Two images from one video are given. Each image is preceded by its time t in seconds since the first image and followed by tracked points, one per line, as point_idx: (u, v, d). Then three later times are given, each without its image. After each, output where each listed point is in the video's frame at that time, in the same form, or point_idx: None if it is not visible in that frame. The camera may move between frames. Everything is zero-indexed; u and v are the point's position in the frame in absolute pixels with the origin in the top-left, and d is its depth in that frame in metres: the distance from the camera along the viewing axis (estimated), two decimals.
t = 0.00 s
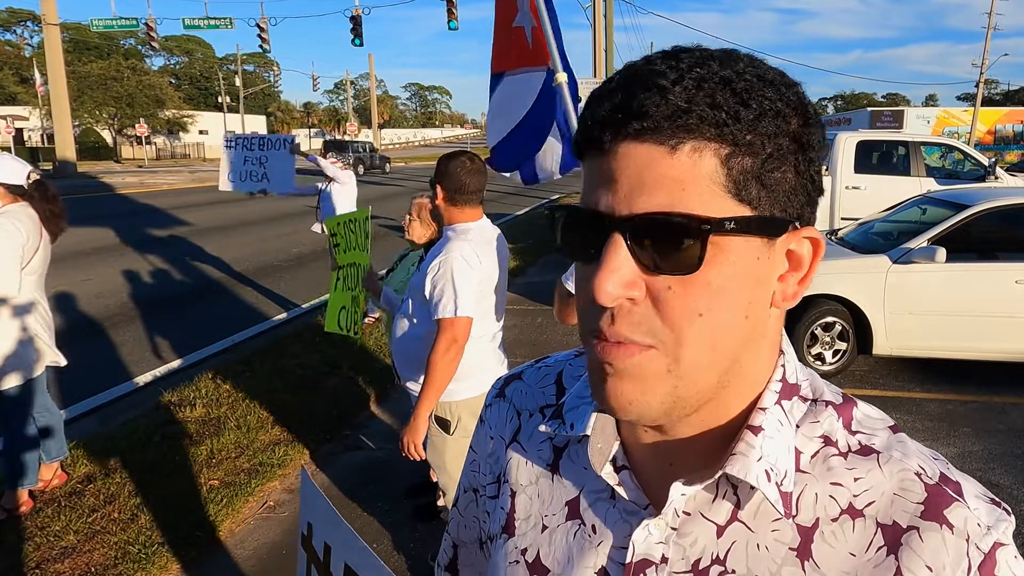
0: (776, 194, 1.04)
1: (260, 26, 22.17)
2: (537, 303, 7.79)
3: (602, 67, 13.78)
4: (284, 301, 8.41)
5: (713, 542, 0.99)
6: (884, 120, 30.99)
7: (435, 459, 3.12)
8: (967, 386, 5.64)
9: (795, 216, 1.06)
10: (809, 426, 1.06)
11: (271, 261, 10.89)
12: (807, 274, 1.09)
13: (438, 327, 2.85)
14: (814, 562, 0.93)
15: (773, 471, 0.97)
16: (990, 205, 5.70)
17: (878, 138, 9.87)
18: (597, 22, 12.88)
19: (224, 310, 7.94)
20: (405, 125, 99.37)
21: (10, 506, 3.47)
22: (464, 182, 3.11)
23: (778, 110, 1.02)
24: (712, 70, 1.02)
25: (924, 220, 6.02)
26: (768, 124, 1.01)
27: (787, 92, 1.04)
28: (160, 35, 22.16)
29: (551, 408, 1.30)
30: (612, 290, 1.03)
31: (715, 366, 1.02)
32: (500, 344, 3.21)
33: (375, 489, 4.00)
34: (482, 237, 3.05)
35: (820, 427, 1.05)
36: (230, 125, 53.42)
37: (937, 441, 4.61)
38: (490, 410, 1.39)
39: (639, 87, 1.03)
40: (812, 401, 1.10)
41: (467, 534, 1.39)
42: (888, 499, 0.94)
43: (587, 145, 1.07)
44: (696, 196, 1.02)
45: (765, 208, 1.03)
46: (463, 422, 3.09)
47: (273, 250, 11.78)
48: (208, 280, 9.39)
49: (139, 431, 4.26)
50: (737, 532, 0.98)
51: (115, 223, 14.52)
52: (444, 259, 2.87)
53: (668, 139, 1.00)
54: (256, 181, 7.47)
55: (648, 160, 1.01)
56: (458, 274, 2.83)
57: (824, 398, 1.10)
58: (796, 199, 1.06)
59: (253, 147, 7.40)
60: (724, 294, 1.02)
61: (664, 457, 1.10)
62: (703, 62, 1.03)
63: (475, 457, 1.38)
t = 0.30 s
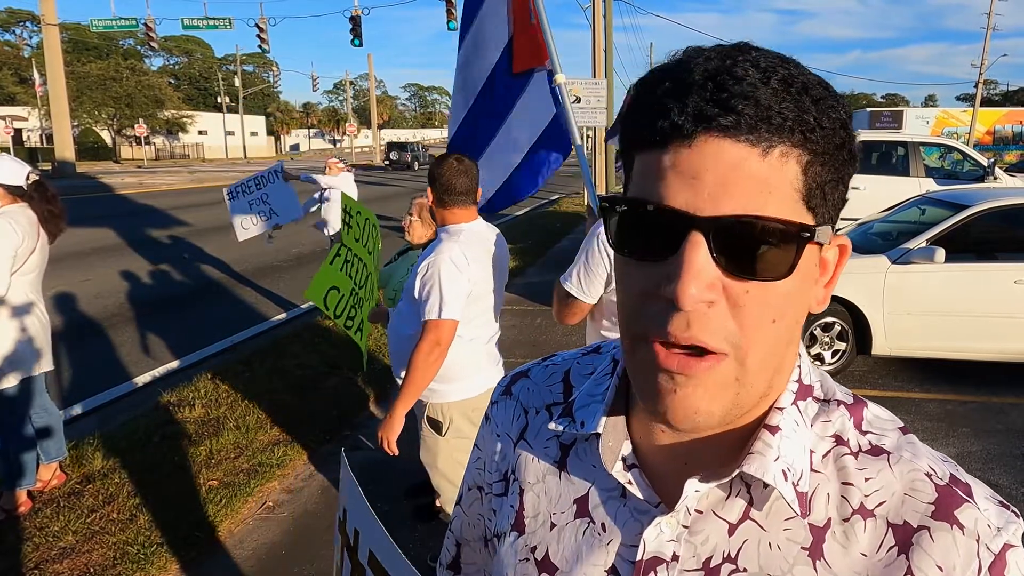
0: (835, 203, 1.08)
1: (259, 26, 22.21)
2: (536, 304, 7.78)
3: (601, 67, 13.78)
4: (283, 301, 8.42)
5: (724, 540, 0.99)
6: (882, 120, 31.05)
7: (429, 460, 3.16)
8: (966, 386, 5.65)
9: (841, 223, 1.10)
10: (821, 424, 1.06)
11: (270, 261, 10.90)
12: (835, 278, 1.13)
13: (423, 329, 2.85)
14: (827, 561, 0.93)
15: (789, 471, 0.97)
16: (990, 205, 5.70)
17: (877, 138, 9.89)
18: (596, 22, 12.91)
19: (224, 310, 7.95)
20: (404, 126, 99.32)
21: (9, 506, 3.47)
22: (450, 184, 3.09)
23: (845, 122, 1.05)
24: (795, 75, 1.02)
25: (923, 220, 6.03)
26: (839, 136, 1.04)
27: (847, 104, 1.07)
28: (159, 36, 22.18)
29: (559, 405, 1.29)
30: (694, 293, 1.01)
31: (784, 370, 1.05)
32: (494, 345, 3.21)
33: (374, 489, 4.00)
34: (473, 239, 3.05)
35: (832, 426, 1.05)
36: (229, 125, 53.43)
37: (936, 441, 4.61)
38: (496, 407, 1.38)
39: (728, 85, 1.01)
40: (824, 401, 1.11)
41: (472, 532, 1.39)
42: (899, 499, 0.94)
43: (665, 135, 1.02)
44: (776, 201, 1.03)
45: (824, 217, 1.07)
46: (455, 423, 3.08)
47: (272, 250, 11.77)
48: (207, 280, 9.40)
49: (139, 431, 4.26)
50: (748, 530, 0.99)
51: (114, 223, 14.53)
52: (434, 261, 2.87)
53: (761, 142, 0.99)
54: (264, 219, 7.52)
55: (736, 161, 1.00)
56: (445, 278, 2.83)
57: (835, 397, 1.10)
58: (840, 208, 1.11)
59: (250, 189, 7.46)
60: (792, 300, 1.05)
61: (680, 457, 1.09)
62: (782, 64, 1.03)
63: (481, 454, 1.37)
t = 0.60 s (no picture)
0: (822, 204, 1.07)
1: (259, 27, 22.23)
2: (535, 304, 7.78)
3: (601, 67, 13.79)
4: (283, 301, 8.42)
5: (728, 544, 1.00)
6: (882, 120, 31.04)
7: (426, 460, 3.15)
8: (965, 387, 5.65)
9: (830, 220, 1.09)
10: (823, 426, 1.06)
11: (270, 261, 10.91)
12: (832, 273, 1.13)
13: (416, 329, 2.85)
14: (831, 564, 0.94)
15: (794, 476, 0.97)
16: (990, 205, 5.70)
17: (876, 139, 9.89)
18: (596, 23, 12.92)
19: (224, 311, 7.95)
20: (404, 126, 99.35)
21: (9, 507, 3.47)
22: (444, 183, 3.11)
23: (825, 119, 1.03)
24: (766, 81, 1.01)
25: (923, 220, 6.03)
26: (819, 136, 1.03)
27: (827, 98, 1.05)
28: (159, 36, 22.21)
29: (559, 410, 1.30)
30: (681, 317, 1.03)
31: (774, 384, 1.05)
32: (491, 343, 3.23)
33: (374, 489, 4.00)
34: (467, 239, 3.04)
35: (834, 428, 1.05)
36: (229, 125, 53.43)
37: (935, 441, 4.61)
38: (496, 412, 1.38)
39: (696, 102, 1.00)
40: (825, 402, 1.10)
41: (474, 536, 1.39)
42: (901, 501, 0.94)
43: (638, 160, 1.03)
44: (758, 213, 1.03)
45: (813, 219, 1.06)
46: (451, 425, 3.08)
47: (271, 250, 11.77)
48: (207, 281, 9.41)
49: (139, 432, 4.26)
50: (752, 534, 0.99)
51: (114, 223, 14.54)
52: (425, 263, 2.87)
53: (735, 156, 0.98)
54: (260, 159, 7.41)
55: (711, 180, 1.00)
56: (438, 279, 2.83)
57: (836, 398, 1.10)
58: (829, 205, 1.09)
59: (273, 128, 7.36)
60: (782, 311, 1.05)
61: (682, 463, 1.10)
62: (750, 70, 1.02)
63: (482, 459, 1.37)
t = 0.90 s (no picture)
0: (803, 207, 1.07)
1: (259, 27, 22.24)
2: (535, 305, 7.78)
3: (600, 68, 13.79)
4: (283, 302, 8.42)
5: (720, 546, 1.00)
6: (881, 121, 31.06)
7: (428, 461, 3.15)
8: (965, 387, 5.65)
9: (814, 225, 1.10)
10: (810, 425, 1.06)
11: (270, 262, 10.90)
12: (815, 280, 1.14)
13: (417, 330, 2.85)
14: (822, 563, 0.93)
15: (781, 476, 0.97)
16: (990, 205, 5.70)
17: (876, 139, 9.89)
18: (596, 23, 12.93)
19: (223, 311, 7.95)
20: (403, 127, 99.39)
21: (9, 508, 3.46)
22: (443, 183, 3.11)
23: (806, 123, 1.04)
24: (749, 84, 1.01)
25: (922, 220, 6.03)
26: (800, 139, 1.03)
27: (808, 102, 1.06)
28: (158, 37, 22.21)
29: (551, 417, 1.29)
30: (660, 312, 1.02)
31: (753, 383, 1.05)
32: (493, 343, 3.22)
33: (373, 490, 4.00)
34: (467, 239, 3.04)
35: (822, 426, 1.05)
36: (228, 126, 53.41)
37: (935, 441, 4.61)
38: (488, 420, 1.38)
39: (680, 100, 1.01)
40: (813, 400, 1.10)
41: (473, 543, 1.38)
42: (890, 497, 0.94)
43: (620, 157, 1.03)
44: (739, 214, 1.02)
45: (793, 223, 1.06)
46: (452, 426, 3.08)
47: (271, 251, 11.76)
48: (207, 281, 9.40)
49: (138, 433, 4.25)
50: (744, 534, 0.99)
51: (114, 223, 14.53)
52: (425, 263, 2.87)
53: (717, 155, 0.98)
54: (270, 143, 7.46)
55: (693, 178, 1.00)
56: (437, 279, 2.83)
57: (823, 396, 1.10)
58: (811, 210, 1.09)
59: (286, 115, 7.32)
60: (763, 312, 1.05)
61: (674, 465, 1.09)
62: (735, 72, 1.02)
63: (477, 467, 1.37)
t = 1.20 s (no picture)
0: (813, 195, 1.08)
1: (258, 28, 22.21)
2: (535, 306, 7.78)
3: (600, 69, 13.79)
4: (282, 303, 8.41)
5: (725, 536, 0.99)
6: (881, 122, 31.07)
7: (428, 464, 3.15)
8: (964, 387, 5.66)
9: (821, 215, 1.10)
10: (815, 417, 1.05)
11: (269, 263, 10.89)
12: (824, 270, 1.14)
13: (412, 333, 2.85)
14: (828, 552, 0.93)
15: (786, 462, 0.97)
16: (989, 206, 5.71)
17: (876, 140, 9.88)
18: (596, 23, 12.93)
19: (223, 312, 7.94)
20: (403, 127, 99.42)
21: (9, 509, 3.45)
22: (441, 184, 3.09)
23: (814, 113, 1.06)
24: (760, 73, 1.04)
25: (922, 221, 6.03)
26: (809, 126, 1.05)
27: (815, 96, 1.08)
28: (158, 37, 22.18)
29: (557, 406, 1.29)
30: (679, 285, 1.02)
31: (770, 361, 1.04)
32: (496, 346, 3.21)
33: (374, 490, 4.00)
34: (465, 240, 3.06)
35: (827, 418, 1.04)
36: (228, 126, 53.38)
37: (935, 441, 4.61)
38: (492, 409, 1.37)
39: (695, 86, 1.03)
40: (818, 393, 1.10)
41: (469, 534, 1.38)
42: (897, 488, 0.93)
43: (639, 138, 1.04)
44: (753, 191, 1.03)
45: (805, 206, 1.07)
46: (453, 429, 3.08)
47: (270, 252, 11.73)
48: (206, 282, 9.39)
49: (138, 433, 4.24)
50: (749, 525, 0.98)
51: (113, 224, 14.51)
52: (419, 266, 2.87)
53: (732, 135, 1.00)
54: (264, 148, 7.41)
55: (708, 157, 1.01)
56: (432, 280, 2.83)
57: (829, 389, 1.10)
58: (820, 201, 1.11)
59: (277, 118, 7.29)
60: (779, 290, 1.05)
61: (680, 454, 1.10)
62: (746, 64, 1.05)
63: (479, 457, 1.36)
